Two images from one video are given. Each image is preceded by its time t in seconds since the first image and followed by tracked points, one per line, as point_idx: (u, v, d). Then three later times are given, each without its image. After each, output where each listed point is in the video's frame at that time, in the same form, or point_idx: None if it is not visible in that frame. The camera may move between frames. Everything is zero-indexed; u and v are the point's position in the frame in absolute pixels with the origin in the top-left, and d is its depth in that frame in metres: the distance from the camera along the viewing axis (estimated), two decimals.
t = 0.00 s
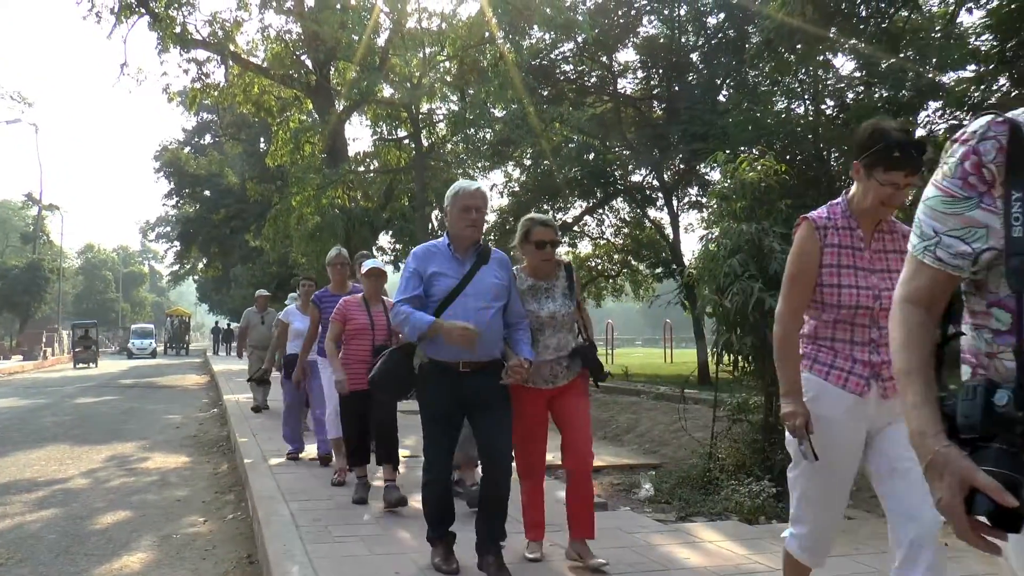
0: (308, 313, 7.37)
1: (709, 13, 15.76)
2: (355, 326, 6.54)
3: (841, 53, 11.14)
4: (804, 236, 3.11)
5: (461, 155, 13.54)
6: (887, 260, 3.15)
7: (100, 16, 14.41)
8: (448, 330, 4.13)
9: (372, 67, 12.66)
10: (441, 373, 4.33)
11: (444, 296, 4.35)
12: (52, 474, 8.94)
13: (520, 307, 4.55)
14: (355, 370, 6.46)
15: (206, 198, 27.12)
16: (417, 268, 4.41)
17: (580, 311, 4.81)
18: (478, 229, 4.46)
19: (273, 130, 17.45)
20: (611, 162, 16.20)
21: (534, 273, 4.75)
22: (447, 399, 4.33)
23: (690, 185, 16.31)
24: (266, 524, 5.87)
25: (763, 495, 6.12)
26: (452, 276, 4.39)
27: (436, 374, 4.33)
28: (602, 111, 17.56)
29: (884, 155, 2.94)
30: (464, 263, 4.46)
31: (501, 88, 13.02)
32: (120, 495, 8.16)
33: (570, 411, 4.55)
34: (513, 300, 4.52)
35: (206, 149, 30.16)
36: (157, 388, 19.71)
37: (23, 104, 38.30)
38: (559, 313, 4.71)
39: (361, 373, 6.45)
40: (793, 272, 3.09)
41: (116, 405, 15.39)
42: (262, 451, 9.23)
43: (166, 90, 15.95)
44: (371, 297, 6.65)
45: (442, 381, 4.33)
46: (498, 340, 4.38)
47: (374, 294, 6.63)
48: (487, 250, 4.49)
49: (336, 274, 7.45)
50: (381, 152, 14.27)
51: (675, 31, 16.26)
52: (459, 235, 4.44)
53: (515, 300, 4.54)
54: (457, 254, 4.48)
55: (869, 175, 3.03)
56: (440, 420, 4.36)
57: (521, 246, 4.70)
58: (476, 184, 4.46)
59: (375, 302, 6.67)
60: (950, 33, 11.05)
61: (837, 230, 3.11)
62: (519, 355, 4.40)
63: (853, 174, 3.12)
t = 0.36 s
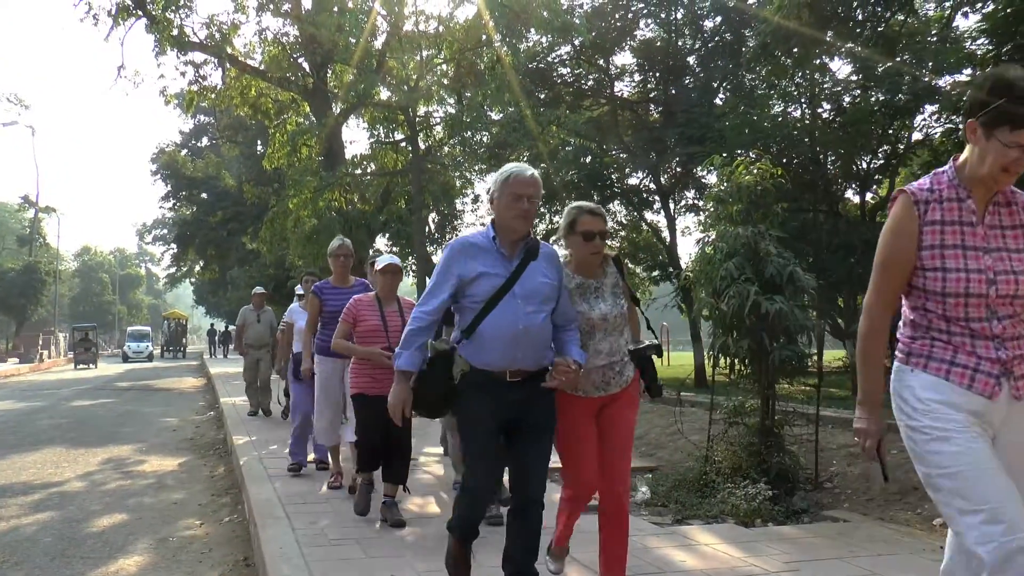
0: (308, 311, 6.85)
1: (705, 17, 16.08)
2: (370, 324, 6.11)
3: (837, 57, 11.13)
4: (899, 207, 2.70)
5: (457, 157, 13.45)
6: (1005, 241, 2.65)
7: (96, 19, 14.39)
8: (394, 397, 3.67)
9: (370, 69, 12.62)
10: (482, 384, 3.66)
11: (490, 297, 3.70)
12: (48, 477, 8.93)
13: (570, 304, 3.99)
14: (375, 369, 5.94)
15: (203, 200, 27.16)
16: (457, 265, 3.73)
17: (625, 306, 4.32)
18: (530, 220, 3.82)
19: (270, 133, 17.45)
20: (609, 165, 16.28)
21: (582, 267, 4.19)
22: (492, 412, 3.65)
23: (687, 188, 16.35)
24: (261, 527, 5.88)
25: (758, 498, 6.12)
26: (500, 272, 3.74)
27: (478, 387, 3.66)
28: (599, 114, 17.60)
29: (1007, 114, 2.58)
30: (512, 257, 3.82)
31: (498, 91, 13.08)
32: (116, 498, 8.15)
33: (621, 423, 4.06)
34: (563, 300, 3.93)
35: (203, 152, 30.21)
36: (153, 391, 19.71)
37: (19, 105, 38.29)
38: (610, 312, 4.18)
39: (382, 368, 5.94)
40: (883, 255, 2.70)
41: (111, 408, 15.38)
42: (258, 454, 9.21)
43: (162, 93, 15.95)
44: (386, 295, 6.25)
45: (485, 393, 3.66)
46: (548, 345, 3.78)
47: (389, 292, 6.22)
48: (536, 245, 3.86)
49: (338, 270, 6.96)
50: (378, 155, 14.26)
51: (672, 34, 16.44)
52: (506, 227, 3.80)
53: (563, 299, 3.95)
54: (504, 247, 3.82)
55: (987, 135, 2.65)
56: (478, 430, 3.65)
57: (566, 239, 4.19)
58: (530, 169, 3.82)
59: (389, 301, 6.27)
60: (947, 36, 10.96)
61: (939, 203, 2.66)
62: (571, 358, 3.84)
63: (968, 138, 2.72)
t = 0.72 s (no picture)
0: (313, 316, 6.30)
1: (702, 20, 16.17)
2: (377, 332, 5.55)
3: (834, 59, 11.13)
4: None
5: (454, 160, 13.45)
6: None
7: (93, 21, 14.38)
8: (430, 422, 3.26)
9: (367, 72, 12.56)
10: (529, 405, 3.18)
11: (527, 309, 3.20)
12: (44, 480, 8.91)
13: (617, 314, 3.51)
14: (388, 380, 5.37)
15: (200, 203, 27.19)
16: (491, 274, 3.26)
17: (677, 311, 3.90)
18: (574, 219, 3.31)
19: (266, 136, 17.43)
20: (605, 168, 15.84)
21: (625, 272, 3.77)
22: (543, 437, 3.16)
23: (684, 190, 16.35)
24: (258, 530, 5.87)
25: (755, 501, 6.12)
26: (540, 281, 3.24)
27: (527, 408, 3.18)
28: (596, 117, 17.62)
29: None
30: (554, 262, 3.31)
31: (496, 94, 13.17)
32: (113, 501, 8.13)
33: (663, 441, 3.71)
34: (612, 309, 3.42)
35: (200, 155, 30.21)
36: (149, 394, 19.70)
37: (16, 107, 38.29)
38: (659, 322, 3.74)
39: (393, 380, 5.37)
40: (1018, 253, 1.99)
41: (108, 411, 15.38)
42: (255, 457, 9.19)
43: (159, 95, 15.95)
44: (394, 301, 5.68)
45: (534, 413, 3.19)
46: (598, 363, 3.24)
47: (398, 297, 5.66)
48: (582, 246, 3.36)
49: (348, 269, 6.43)
50: (376, 157, 14.24)
51: (670, 37, 16.50)
52: (546, 227, 3.29)
53: (611, 305, 3.47)
54: (545, 251, 3.32)
55: None
56: (528, 454, 3.08)
57: (607, 239, 3.76)
58: (574, 159, 3.29)
59: (397, 306, 5.72)
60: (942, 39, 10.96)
61: None
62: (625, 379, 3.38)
63: None
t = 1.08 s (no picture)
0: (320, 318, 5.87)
1: (699, 23, 16.11)
2: (395, 331, 4.91)
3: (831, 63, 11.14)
4: None
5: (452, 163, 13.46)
6: None
7: (90, 23, 14.38)
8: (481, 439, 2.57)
9: (365, 75, 12.55)
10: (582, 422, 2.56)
11: (592, 288, 2.59)
12: (40, 483, 8.88)
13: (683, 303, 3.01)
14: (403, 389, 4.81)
15: (197, 205, 27.22)
16: (549, 246, 2.62)
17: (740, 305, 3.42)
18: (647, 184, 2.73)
19: (263, 138, 17.43)
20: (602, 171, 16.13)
21: (689, 257, 3.31)
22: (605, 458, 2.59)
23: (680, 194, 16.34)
24: (254, 534, 5.85)
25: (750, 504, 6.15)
26: (608, 255, 2.64)
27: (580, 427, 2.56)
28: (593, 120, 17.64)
29: None
30: (619, 234, 2.72)
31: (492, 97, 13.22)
32: (108, 504, 8.11)
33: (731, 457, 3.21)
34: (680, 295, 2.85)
35: (197, 157, 30.23)
36: (146, 396, 19.70)
37: (12, 109, 38.30)
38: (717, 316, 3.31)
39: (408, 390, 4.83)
40: None
41: (104, 413, 15.38)
42: (250, 460, 9.17)
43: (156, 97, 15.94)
44: (415, 299, 5.01)
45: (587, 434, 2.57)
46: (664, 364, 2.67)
47: (419, 295, 5.00)
48: (649, 219, 2.76)
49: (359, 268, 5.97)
50: (373, 160, 14.22)
51: (666, 40, 16.45)
52: (611, 197, 2.68)
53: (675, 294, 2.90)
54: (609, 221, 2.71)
55: None
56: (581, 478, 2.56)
57: (669, 220, 3.29)
58: (655, 117, 2.67)
59: (418, 304, 5.06)
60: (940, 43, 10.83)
61: None
62: (697, 378, 2.85)
63: None
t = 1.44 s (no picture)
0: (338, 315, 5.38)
1: (698, 26, 16.17)
2: (424, 324, 4.59)
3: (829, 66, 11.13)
4: None
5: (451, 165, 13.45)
6: None
7: (88, 24, 14.37)
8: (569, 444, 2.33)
9: (363, 77, 12.54)
10: (675, 434, 2.34)
11: (703, 267, 2.35)
12: (38, 484, 8.89)
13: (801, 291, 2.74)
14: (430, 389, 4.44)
15: (196, 207, 27.22)
16: (653, 221, 2.39)
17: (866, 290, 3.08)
18: (762, 150, 2.49)
19: (262, 139, 17.42)
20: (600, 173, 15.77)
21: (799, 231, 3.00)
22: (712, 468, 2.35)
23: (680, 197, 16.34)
24: (253, 534, 5.87)
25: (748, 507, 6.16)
26: (720, 231, 2.40)
27: (667, 439, 2.34)
28: (592, 122, 17.63)
29: None
30: (733, 208, 2.47)
31: (489, 98, 13.17)
32: (106, 505, 8.12)
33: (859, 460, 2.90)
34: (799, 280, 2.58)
35: (196, 158, 30.23)
36: (144, 398, 19.74)
37: (12, 109, 38.33)
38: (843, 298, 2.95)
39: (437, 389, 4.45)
40: None
41: (103, 414, 15.40)
42: (249, 461, 9.16)
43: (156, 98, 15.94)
44: (448, 288, 4.68)
45: (678, 445, 2.34)
46: (787, 353, 2.42)
47: (452, 284, 4.66)
48: (766, 187, 2.54)
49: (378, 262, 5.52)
50: (371, 162, 14.20)
51: (665, 43, 16.45)
52: (724, 160, 2.47)
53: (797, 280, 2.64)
54: (722, 195, 2.46)
55: None
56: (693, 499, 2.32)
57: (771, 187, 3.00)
58: (771, 64, 2.46)
59: (452, 294, 4.72)
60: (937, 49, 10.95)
61: None
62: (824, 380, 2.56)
63: None
